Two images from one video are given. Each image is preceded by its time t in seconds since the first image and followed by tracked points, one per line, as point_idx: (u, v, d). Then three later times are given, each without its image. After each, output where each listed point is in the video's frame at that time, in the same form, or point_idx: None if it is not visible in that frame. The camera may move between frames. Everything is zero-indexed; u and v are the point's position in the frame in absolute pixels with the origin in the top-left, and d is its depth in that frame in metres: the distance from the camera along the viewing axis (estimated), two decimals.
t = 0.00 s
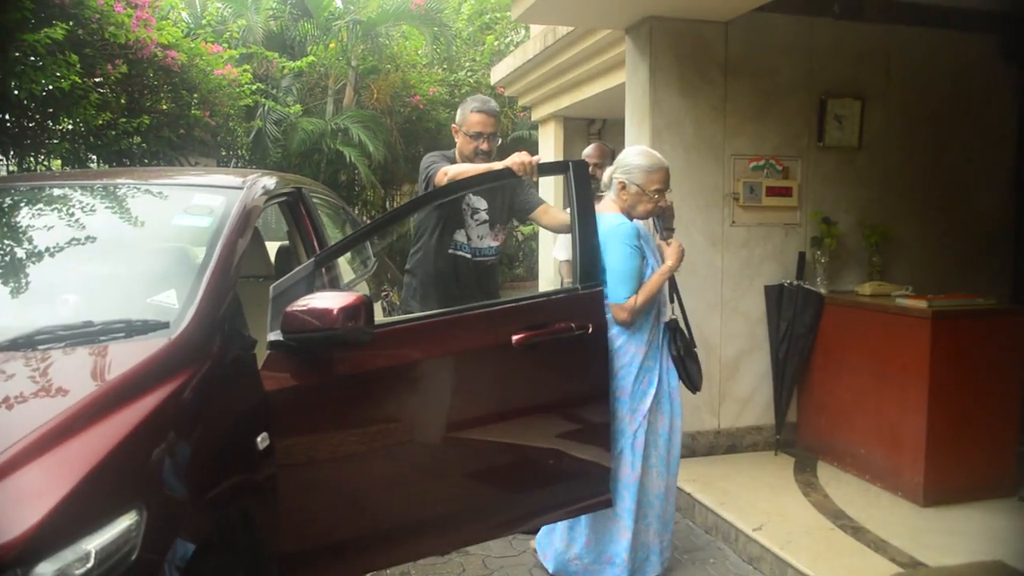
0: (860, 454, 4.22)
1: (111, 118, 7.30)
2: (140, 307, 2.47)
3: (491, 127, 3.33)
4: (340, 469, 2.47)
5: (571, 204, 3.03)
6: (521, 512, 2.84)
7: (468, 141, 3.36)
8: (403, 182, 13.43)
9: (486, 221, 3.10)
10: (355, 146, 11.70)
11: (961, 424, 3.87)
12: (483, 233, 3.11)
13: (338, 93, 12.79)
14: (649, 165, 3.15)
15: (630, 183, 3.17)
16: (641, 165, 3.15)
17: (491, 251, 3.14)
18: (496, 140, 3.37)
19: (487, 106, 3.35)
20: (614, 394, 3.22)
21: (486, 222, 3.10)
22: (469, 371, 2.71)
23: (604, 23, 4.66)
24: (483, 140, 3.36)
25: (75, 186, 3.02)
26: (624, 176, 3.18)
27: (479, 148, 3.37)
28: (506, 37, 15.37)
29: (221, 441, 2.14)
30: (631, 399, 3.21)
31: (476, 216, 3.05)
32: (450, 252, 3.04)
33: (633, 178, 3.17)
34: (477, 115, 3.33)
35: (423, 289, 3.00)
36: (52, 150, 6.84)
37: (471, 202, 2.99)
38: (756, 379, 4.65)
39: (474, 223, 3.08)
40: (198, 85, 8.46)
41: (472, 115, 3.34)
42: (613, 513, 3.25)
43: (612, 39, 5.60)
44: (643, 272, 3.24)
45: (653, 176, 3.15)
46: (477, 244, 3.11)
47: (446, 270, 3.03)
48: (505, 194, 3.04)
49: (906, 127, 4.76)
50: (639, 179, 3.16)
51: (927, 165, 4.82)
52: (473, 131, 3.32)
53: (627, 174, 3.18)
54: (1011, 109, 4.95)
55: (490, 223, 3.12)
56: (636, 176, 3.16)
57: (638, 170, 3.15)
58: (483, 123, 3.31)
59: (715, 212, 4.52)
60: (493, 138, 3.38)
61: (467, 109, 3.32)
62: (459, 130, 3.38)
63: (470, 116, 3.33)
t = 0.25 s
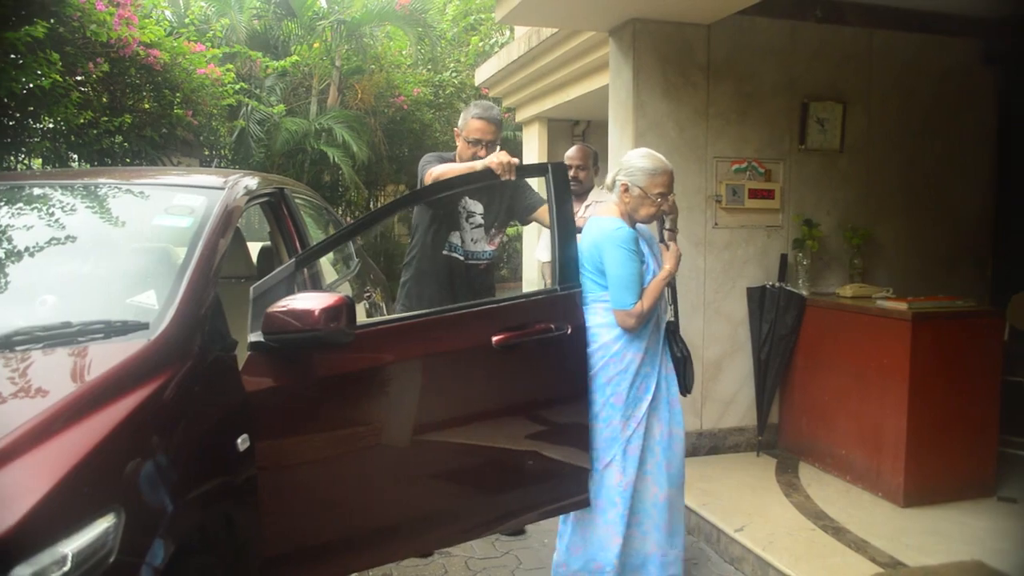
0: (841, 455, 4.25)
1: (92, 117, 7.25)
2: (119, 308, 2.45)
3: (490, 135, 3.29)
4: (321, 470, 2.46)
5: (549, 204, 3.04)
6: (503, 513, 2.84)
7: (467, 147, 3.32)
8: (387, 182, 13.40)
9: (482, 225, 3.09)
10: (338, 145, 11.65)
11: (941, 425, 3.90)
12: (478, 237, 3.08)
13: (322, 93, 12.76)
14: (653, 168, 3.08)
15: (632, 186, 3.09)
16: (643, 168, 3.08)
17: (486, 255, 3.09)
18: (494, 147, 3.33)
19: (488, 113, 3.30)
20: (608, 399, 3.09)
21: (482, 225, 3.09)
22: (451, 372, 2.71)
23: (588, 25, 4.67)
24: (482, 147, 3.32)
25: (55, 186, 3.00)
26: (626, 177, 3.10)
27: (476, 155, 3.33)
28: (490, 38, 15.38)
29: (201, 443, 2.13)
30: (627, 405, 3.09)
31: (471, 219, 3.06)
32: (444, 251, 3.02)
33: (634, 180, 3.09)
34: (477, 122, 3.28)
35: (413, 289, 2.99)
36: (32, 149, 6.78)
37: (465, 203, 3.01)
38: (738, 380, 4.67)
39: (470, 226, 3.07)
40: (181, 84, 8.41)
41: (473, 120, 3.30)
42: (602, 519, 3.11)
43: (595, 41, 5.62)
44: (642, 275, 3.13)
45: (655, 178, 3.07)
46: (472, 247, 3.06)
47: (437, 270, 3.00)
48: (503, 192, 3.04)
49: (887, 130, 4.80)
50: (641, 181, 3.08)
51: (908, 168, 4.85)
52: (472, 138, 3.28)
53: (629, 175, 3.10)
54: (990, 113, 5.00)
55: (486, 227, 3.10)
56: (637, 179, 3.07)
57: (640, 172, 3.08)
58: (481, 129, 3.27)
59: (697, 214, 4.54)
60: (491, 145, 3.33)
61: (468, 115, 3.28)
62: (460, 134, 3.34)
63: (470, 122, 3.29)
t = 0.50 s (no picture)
0: (824, 455, 4.27)
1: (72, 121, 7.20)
2: (99, 312, 2.44)
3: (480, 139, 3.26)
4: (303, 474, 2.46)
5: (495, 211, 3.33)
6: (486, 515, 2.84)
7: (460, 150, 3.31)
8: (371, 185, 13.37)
9: (476, 226, 3.31)
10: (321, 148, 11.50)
11: (922, 425, 3.93)
12: (469, 237, 3.29)
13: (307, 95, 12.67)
14: (653, 169, 2.93)
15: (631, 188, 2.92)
16: (642, 170, 2.92)
17: (479, 256, 3.32)
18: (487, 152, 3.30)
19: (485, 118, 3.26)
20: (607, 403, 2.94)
21: (476, 226, 3.31)
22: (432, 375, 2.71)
23: (569, 27, 4.68)
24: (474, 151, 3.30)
25: (35, 190, 2.98)
26: (625, 179, 2.94)
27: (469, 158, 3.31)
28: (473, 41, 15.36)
29: (181, 448, 2.12)
30: (624, 408, 2.92)
31: (464, 219, 3.27)
32: (433, 251, 3.25)
33: (634, 182, 2.92)
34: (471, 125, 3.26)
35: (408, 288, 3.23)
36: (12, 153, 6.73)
37: (459, 204, 3.24)
38: (721, 381, 4.69)
39: (463, 226, 3.28)
40: (162, 88, 8.35)
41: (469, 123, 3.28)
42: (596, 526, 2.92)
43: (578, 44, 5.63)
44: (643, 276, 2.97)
45: (654, 181, 2.91)
46: (463, 248, 3.28)
47: (424, 267, 3.24)
48: (495, 195, 3.32)
49: (867, 131, 4.83)
50: (641, 182, 2.91)
51: (888, 169, 4.89)
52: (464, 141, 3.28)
53: (629, 176, 2.94)
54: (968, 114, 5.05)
55: (479, 229, 3.32)
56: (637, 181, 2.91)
57: (641, 173, 2.92)
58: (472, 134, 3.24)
59: (679, 216, 4.56)
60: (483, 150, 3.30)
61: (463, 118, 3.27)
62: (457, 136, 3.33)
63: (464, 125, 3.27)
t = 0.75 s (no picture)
0: (804, 454, 4.30)
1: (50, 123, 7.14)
2: (77, 315, 2.42)
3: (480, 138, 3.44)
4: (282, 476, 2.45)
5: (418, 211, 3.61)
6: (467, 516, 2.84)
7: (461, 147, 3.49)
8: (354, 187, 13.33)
9: (468, 223, 3.70)
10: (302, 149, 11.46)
11: (903, 423, 3.97)
12: (461, 233, 3.70)
13: (288, 97, 12.64)
14: (653, 164, 2.99)
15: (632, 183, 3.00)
16: (643, 165, 2.98)
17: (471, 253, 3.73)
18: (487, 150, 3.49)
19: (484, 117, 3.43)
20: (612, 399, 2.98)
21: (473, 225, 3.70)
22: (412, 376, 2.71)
23: (550, 30, 4.70)
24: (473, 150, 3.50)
25: (13, 192, 2.96)
26: (627, 175, 3.01)
27: (469, 156, 3.50)
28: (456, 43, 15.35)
29: (158, 450, 2.11)
30: (631, 405, 2.96)
31: (456, 219, 3.69)
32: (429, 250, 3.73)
33: (635, 177, 2.99)
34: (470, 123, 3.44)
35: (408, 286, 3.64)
36: None
37: (450, 204, 3.67)
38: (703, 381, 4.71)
39: (456, 225, 3.70)
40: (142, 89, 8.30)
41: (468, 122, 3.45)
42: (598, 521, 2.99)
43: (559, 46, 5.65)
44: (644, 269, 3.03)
45: (654, 177, 2.97)
46: (455, 244, 3.71)
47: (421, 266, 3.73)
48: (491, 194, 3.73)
49: (847, 132, 4.87)
50: (642, 178, 2.98)
51: (867, 170, 4.93)
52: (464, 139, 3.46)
53: (630, 172, 3.01)
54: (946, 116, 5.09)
55: (471, 226, 3.70)
56: (638, 176, 2.98)
57: (640, 169, 2.99)
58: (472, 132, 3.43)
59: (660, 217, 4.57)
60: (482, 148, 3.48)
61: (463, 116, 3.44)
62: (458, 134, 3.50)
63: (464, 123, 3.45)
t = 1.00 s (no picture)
0: (782, 454, 4.33)
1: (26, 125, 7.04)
2: (52, 318, 2.40)
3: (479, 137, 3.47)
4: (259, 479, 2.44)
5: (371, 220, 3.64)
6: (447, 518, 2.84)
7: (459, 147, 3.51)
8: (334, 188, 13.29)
9: (457, 221, 3.66)
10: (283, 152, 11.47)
11: (881, 422, 4.01)
12: (449, 232, 3.65)
13: (267, 99, 12.59)
14: (652, 166, 2.98)
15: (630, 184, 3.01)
16: (642, 167, 2.98)
17: (456, 253, 3.67)
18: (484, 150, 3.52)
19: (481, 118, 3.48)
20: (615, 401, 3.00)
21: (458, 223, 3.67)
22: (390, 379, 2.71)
23: (529, 32, 4.70)
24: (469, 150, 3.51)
25: None
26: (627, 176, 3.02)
27: (467, 156, 3.53)
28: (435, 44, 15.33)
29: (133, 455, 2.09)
30: (634, 404, 2.97)
31: (445, 217, 3.65)
32: (406, 247, 3.67)
33: (634, 178, 3.00)
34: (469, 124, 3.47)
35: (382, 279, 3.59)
36: None
37: (439, 200, 3.65)
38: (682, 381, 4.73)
39: (444, 223, 3.66)
40: (120, 90, 8.22)
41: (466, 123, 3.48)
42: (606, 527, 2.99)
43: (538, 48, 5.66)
44: (644, 271, 3.03)
45: (653, 179, 2.97)
46: (438, 242, 3.65)
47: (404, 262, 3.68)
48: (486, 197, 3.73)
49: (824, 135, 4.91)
50: (642, 179, 2.98)
51: (844, 171, 4.98)
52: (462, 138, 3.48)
53: (630, 172, 3.01)
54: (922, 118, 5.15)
55: (461, 225, 3.67)
56: (636, 178, 2.98)
57: (641, 171, 2.98)
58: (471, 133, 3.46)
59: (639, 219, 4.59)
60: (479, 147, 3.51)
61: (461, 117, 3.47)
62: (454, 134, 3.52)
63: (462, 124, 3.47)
